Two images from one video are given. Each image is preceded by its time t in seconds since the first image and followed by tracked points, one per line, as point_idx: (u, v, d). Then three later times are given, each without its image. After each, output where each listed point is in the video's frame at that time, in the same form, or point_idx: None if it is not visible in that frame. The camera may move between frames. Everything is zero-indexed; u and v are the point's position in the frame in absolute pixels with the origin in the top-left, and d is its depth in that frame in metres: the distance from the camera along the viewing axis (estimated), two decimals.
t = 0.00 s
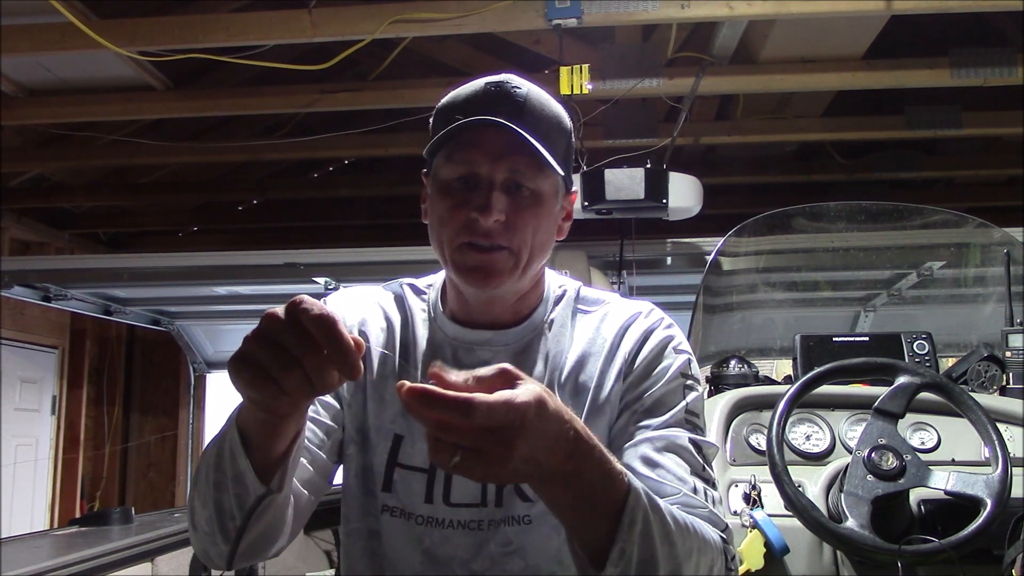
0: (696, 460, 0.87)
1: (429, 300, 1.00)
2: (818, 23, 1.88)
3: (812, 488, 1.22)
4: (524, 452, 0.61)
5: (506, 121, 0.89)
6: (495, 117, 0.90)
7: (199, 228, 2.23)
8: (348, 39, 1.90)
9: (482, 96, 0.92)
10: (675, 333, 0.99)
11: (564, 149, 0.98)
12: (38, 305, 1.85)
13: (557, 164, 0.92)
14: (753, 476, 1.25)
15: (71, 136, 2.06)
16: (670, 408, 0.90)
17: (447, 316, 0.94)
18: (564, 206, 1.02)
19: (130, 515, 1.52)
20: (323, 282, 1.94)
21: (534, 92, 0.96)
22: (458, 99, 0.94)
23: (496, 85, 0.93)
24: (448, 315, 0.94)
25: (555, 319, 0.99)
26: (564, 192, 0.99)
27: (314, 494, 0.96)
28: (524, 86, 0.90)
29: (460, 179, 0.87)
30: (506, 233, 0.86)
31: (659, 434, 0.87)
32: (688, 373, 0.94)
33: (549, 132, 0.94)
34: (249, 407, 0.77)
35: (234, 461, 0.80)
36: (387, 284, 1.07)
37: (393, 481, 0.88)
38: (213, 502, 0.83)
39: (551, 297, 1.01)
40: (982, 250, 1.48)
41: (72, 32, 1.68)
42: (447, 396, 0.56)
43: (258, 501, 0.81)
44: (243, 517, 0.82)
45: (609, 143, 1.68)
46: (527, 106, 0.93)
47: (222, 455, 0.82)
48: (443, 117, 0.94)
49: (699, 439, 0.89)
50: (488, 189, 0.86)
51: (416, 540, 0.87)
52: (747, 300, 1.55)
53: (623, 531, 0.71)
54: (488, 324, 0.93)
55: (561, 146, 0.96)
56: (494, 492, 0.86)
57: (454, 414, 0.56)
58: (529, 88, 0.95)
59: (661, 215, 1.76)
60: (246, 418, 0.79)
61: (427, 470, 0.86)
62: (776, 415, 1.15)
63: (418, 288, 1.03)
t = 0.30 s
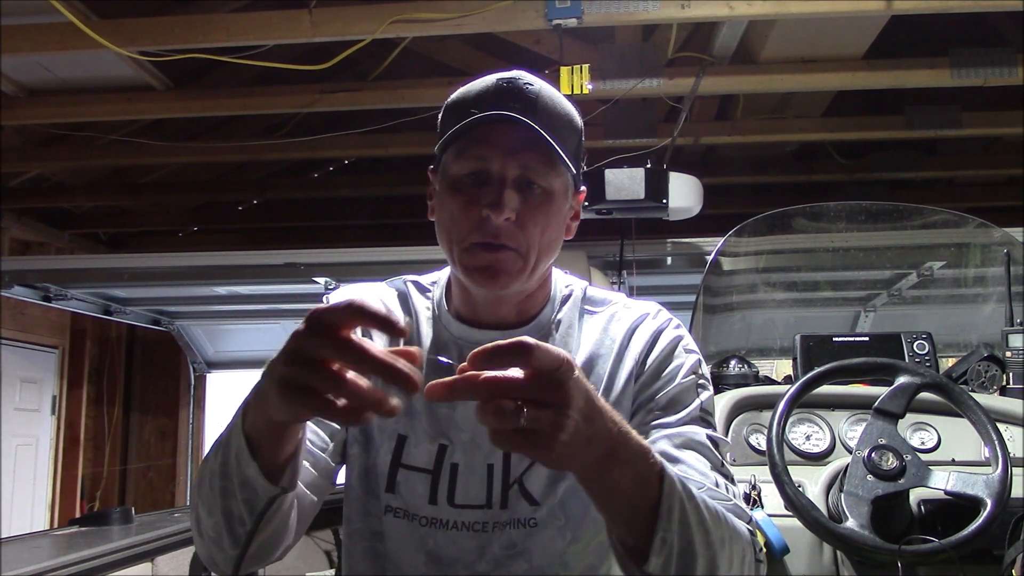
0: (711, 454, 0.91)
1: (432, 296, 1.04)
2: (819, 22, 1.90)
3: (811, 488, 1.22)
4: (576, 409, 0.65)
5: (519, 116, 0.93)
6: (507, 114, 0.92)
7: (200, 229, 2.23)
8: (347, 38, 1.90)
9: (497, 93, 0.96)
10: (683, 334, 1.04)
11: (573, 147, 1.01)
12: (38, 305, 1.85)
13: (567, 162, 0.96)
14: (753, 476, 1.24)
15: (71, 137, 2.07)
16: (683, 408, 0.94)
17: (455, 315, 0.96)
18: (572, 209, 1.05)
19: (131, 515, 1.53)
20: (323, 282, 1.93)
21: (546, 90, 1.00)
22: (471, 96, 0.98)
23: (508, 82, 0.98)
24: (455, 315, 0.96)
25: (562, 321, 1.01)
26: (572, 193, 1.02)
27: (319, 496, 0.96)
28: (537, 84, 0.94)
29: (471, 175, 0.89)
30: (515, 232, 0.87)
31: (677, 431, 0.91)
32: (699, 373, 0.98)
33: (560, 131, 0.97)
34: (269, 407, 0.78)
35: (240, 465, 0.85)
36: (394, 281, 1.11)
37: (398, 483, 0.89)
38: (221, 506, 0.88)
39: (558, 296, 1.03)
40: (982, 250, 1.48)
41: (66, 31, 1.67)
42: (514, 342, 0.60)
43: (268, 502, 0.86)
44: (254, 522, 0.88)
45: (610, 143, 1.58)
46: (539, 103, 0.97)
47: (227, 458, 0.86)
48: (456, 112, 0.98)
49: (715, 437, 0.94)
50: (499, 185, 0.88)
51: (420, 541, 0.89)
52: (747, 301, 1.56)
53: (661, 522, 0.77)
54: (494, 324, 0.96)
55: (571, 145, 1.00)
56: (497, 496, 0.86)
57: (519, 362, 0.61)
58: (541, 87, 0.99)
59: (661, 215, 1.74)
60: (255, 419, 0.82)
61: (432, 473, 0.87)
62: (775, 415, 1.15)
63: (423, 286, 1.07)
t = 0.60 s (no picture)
0: (720, 438, 0.89)
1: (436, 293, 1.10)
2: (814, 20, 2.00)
3: (811, 488, 1.22)
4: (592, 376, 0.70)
5: (521, 118, 0.94)
6: (508, 114, 0.94)
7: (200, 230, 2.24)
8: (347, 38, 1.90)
9: (498, 92, 0.96)
10: (684, 329, 1.04)
11: (577, 144, 1.02)
12: (39, 305, 1.86)
13: (570, 164, 0.97)
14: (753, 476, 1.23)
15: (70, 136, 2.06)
16: (692, 396, 0.93)
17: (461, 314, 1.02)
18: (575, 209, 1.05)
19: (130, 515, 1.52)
20: (324, 282, 1.93)
21: (549, 88, 1.00)
22: (472, 96, 0.98)
23: (512, 82, 0.97)
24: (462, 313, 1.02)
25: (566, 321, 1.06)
26: (576, 193, 1.03)
27: (319, 489, 0.97)
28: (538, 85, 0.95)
29: (473, 177, 0.94)
30: (518, 232, 0.92)
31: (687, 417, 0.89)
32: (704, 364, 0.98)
33: (563, 129, 0.97)
34: (291, 387, 0.82)
35: (253, 448, 0.85)
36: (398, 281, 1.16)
37: (402, 483, 0.92)
38: (225, 492, 0.87)
39: (559, 297, 1.09)
40: (982, 250, 1.48)
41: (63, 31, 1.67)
42: (516, 323, 0.67)
43: (277, 488, 0.87)
44: (259, 507, 0.88)
45: (610, 143, 1.60)
46: (541, 101, 0.97)
47: (240, 440, 0.87)
48: (459, 112, 0.98)
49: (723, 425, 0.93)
50: (503, 186, 0.93)
51: (424, 542, 0.91)
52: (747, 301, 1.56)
53: (693, 489, 0.79)
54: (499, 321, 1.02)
55: (574, 142, 1.00)
56: (502, 496, 0.90)
57: (517, 343, 0.68)
58: (543, 85, 0.99)
59: (661, 215, 1.77)
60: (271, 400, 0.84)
61: (439, 471, 0.92)
62: (775, 415, 1.15)
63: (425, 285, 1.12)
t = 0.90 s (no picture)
0: (720, 437, 0.89)
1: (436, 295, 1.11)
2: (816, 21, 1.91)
3: (811, 488, 1.22)
4: (577, 374, 0.66)
5: (522, 118, 0.93)
6: (510, 116, 0.94)
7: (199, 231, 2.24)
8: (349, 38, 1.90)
9: (499, 93, 0.96)
10: (683, 328, 1.04)
11: (577, 146, 1.02)
12: (39, 305, 1.86)
13: (570, 165, 0.97)
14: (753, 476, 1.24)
15: (70, 137, 2.06)
16: (692, 393, 0.93)
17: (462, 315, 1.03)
18: (576, 209, 1.06)
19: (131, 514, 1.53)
20: (323, 282, 1.94)
21: (550, 89, 1.00)
22: (470, 96, 0.98)
23: (510, 83, 0.96)
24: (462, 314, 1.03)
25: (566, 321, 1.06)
26: (576, 195, 1.03)
27: (319, 490, 0.95)
28: (538, 85, 0.94)
29: (473, 177, 0.95)
30: (518, 233, 0.92)
31: (688, 415, 0.89)
32: (704, 363, 0.98)
33: (564, 131, 0.97)
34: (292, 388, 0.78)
35: (253, 452, 0.82)
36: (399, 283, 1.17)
37: (402, 483, 0.92)
38: (224, 497, 0.84)
39: (559, 297, 1.09)
40: (982, 250, 1.48)
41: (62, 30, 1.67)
42: (496, 320, 0.63)
43: (276, 493, 0.84)
44: (259, 509, 0.84)
45: (611, 143, 1.62)
46: (541, 102, 0.96)
47: (240, 444, 0.83)
48: (458, 115, 0.98)
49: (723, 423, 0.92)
50: (502, 188, 0.93)
51: (424, 542, 0.90)
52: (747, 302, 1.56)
53: (691, 489, 0.76)
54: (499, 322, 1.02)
55: (575, 145, 1.00)
56: (503, 496, 0.90)
57: (502, 339, 0.64)
58: (543, 86, 0.99)
59: (660, 215, 1.75)
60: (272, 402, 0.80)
61: (439, 471, 0.91)
62: (776, 415, 1.14)
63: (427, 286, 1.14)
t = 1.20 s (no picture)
0: (721, 436, 0.90)
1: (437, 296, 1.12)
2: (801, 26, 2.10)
3: (811, 488, 1.22)
4: (578, 345, 0.68)
5: (521, 119, 0.95)
6: (510, 116, 0.95)
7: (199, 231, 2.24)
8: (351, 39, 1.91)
9: (498, 94, 0.97)
10: (683, 329, 1.05)
11: (577, 147, 1.03)
12: (38, 305, 1.85)
13: (568, 165, 0.98)
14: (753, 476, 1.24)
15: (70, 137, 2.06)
16: (693, 394, 0.93)
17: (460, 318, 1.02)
18: (575, 208, 1.07)
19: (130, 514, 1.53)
20: (324, 282, 1.94)
21: (549, 91, 1.02)
22: (471, 96, 0.99)
23: (510, 85, 0.98)
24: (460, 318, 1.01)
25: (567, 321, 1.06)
26: (575, 194, 1.04)
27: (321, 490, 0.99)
28: (536, 87, 0.96)
29: (471, 178, 0.93)
30: (518, 236, 0.90)
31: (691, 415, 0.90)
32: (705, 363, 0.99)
33: (563, 132, 0.99)
34: (298, 390, 0.80)
35: (262, 455, 0.85)
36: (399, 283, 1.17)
37: (402, 485, 0.94)
38: (234, 501, 0.87)
39: (560, 298, 1.08)
40: (982, 250, 1.48)
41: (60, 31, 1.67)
42: (500, 286, 0.66)
43: (290, 488, 0.87)
44: (271, 509, 0.88)
45: (611, 143, 1.60)
46: (541, 103, 0.98)
47: (247, 447, 0.86)
48: (459, 116, 0.99)
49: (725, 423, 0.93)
50: (501, 189, 0.92)
51: (424, 542, 0.90)
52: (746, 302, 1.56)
53: (703, 485, 0.79)
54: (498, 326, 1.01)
55: (574, 146, 1.02)
56: (503, 497, 0.90)
57: (503, 305, 0.66)
58: (544, 88, 1.00)
59: (660, 214, 1.77)
60: (278, 404, 0.83)
61: (439, 472, 0.92)
62: (776, 415, 1.15)
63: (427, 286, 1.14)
